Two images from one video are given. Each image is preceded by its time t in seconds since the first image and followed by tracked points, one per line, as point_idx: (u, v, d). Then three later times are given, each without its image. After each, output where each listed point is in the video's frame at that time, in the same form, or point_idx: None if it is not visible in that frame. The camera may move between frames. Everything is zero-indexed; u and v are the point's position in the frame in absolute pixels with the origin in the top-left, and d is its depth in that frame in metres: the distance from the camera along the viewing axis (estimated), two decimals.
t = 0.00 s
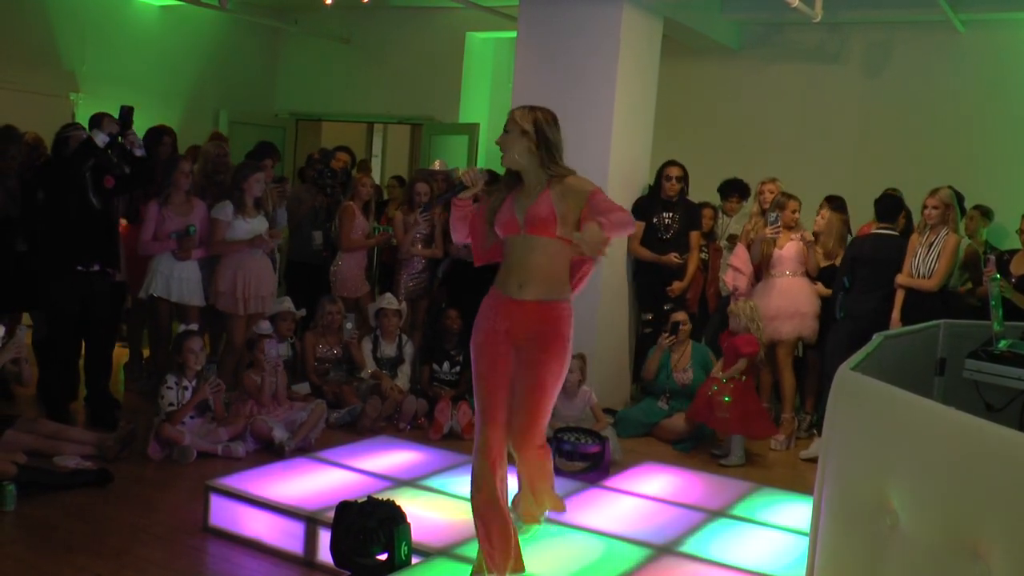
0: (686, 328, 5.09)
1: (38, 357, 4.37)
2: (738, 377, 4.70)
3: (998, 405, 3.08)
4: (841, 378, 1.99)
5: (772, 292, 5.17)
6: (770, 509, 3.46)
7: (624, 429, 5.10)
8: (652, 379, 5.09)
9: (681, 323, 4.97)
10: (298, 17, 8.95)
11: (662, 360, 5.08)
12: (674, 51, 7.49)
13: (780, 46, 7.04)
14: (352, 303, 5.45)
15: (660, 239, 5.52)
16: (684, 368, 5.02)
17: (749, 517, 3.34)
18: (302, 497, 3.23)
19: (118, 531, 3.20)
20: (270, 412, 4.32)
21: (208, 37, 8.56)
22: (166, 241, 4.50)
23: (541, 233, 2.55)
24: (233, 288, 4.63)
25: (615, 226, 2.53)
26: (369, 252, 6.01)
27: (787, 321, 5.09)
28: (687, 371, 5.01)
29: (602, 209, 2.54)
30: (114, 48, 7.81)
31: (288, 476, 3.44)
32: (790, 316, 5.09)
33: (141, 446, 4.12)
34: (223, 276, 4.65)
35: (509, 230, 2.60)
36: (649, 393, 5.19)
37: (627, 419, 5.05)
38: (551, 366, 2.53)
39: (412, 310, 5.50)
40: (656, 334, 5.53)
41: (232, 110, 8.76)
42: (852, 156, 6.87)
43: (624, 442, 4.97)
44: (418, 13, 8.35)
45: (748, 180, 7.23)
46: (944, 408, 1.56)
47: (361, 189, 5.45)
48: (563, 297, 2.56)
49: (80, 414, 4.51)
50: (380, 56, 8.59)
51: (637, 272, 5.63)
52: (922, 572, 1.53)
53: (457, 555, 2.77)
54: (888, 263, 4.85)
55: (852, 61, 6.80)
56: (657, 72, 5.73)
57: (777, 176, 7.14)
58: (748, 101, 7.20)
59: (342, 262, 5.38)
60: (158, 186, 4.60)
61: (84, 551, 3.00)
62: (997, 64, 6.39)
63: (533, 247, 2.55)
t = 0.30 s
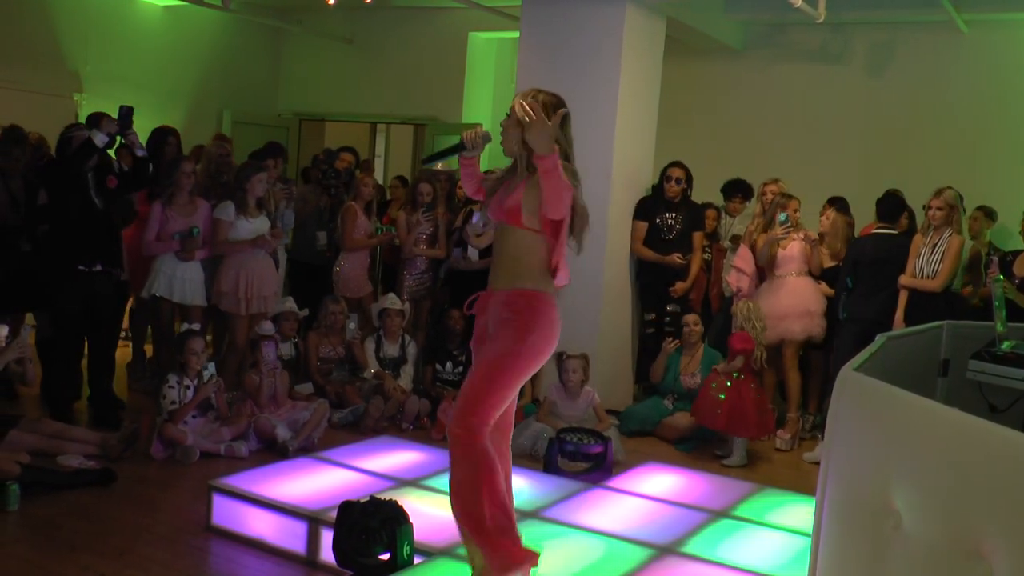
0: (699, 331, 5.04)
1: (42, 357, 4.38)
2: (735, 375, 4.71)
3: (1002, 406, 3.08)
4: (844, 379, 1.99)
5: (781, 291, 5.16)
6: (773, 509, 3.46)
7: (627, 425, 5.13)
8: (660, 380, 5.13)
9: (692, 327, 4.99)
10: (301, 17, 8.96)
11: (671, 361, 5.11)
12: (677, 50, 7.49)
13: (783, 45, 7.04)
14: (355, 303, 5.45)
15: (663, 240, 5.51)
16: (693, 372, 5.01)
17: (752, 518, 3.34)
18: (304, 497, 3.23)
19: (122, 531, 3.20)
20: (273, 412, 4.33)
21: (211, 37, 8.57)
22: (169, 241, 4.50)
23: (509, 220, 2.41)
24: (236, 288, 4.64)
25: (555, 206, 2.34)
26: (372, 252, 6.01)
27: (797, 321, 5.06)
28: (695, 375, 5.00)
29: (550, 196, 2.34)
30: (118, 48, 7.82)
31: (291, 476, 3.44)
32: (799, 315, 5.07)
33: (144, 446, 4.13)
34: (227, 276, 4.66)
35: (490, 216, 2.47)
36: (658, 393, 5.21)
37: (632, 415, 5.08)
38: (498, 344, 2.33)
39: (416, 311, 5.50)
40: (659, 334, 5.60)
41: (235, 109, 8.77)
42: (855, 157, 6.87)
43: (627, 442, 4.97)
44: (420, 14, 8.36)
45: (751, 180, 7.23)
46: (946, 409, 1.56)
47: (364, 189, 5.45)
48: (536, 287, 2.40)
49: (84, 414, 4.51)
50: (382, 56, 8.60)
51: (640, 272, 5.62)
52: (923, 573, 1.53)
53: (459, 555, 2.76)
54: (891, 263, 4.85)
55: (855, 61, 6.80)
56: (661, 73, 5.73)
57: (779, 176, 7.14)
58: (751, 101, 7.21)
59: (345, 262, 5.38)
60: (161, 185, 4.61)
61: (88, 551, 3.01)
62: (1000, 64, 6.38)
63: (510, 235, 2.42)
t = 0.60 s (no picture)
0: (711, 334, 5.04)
1: (50, 358, 4.40)
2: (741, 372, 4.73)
3: (1009, 406, 3.06)
4: (851, 377, 1.99)
5: (791, 289, 5.16)
6: (779, 509, 3.45)
7: (638, 416, 5.16)
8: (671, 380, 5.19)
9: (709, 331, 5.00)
10: (307, 18, 8.98)
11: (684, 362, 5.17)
12: (682, 50, 7.49)
13: (789, 45, 7.03)
14: (361, 303, 5.46)
15: (669, 240, 5.50)
16: (701, 373, 5.06)
17: (758, 518, 3.33)
18: (311, 496, 3.24)
19: (128, 530, 3.20)
20: (278, 412, 4.34)
21: (217, 38, 8.59)
22: (177, 240, 4.50)
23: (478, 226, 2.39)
24: (242, 289, 4.64)
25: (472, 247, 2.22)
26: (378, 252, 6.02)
27: (808, 319, 5.06)
28: (703, 376, 5.05)
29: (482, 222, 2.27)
30: (125, 50, 7.86)
31: (297, 476, 3.44)
32: (810, 314, 5.07)
33: (151, 446, 4.14)
34: (232, 276, 4.66)
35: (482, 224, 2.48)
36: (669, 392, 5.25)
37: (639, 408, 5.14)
38: (490, 349, 2.32)
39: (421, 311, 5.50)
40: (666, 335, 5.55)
41: (241, 111, 8.80)
42: (861, 156, 6.85)
43: (633, 442, 4.96)
44: (426, 14, 8.37)
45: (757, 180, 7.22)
46: (952, 408, 1.56)
47: (370, 189, 5.46)
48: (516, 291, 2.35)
49: (92, 414, 4.53)
50: (388, 58, 8.62)
51: (646, 272, 5.61)
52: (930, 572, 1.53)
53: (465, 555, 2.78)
54: (898, 263, 4.84)
55: (862, 61, 6.79)
56: (667, 73, 5.72)
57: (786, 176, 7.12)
58: (757, 101, 7.20)
59: (351, 262, 5.38)
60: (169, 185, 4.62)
61: (95, 551, 3.01)
62: (1007, 63, 6.36)
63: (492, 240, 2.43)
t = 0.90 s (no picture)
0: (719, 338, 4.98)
1: (57, 358, 4.41)
2: (753, 375, 4.74)
3: (1016, 407, 3.05)
4: (857, 378, 1.99)
5: (793, 290, 5.13)
6: (783, 510, 3.45)
7: (639, 425, 5.14)
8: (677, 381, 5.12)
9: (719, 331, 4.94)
10: (312, 18, 9.00)
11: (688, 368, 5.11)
12: (688, 50, 7.48)
13: (796, 45, 7.01)
14: (367, 304, 5.46)
15: (675, 240, 5.51)
16: (709, 376, 4.99)
17: (763, 518, 3.33)
18: (317, 496, 3.24)
19: (134, 530, 3.21)
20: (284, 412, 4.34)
21: (224, 39, 8.61)
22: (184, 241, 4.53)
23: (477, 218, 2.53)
24: (248, 289, 4.64)
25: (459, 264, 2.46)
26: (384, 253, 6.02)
27: (811, 321, 5.05)
28: (712, 378, 4.98)
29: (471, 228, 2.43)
30: (132, 51, 7.87)
31: (303, 476, 3.45)
32: (813, 316, 5.06)
33: (157, 446, 4.14)
34: (238, 277, 4.67)
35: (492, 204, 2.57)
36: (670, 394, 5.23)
37: (645, 414, 5.09)
38: (488, 350, 2.37)
39: (427, 311, 5.50)
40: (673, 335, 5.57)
41: (247, 111, 8.82)
42: (868, 157, 6.84)
43: (639, 442, 4.96)
44: (432, 15, 8.38)
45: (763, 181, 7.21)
46: (958, 410, 1.56)
47: (375, 190, 5.46)
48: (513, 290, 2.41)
49: (99, 414, 4.54)
50: (395, 59, 8.62)
51: (652, 273, 5.61)
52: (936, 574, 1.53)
53: (472, 555, 2.78)
54: (904, 263, 4.84)
55: (868, 61, 6.78)
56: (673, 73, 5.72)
57: (792, 176, 7.11)
58: (763, 101, 7.19)
59: (357, 262, 5.38)
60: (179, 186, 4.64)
61: (101, 550, 3.02)
62: (1015, 62, 6.33)
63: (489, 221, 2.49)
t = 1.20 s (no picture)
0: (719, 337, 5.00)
1: (62, 358, 4.42)
2: (759, 377, 4.72)
3: None
4: (863, 378, 1.98)
5: (793, 293, 5.14)
6: (788, 511, 3.44)
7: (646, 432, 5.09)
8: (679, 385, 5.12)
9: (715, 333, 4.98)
10: (319, 18, 9.02)
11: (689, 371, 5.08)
12: (694, 51, 7.48)
13: (802, 46, 7.01)
14: (372, 304, 5.45)
15: (681, 240, 5.50)
16: (714, 380, 5.04)
17: (768, 519, 3.33)
18: (322, 496, 3.24)
19: (139, 529, 3.22)
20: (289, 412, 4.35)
21: (231, 39, 8.63)
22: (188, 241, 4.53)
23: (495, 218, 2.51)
24: (253, 289, 4.64)
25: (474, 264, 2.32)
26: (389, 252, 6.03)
27: (809, 325, 5.05)
28: (716, 382, 5.03)
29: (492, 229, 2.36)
30: (138, 51, 7.89)
31: (307, 476, 3.44)
32: (812, 319, 5.06)
33: (162, 446, 4.14)
34: (244, 276, 4.67)
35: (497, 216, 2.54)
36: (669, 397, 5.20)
37: (650, 420, 5.06)
38: (504, 350, 2.36)
39: (433, 312, 5.49)
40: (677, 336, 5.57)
41: (252, 111, 8.83)
42: (874, 158, 6.83)
43: (644, 443, 4.95)
44: (437, 15, 8.39)
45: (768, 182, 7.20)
46: (965, 412, 1.56)
47: (380, 190, 5.47)
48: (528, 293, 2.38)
49: (104, 413, 4.55)
50: (401, 60, 8.63)
51: (657, 273, 5.60)
52: None
53: (476, 555, 2.79)
54: (908, 265, 4.86)
55: (875, 62, 6.77)
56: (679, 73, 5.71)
57: (798, 177, 7.10)
58: (769, 102, 7.19)
59: (362, 263, 5.38)
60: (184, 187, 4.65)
61: (106, 549, 3.02)
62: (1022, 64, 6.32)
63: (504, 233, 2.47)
